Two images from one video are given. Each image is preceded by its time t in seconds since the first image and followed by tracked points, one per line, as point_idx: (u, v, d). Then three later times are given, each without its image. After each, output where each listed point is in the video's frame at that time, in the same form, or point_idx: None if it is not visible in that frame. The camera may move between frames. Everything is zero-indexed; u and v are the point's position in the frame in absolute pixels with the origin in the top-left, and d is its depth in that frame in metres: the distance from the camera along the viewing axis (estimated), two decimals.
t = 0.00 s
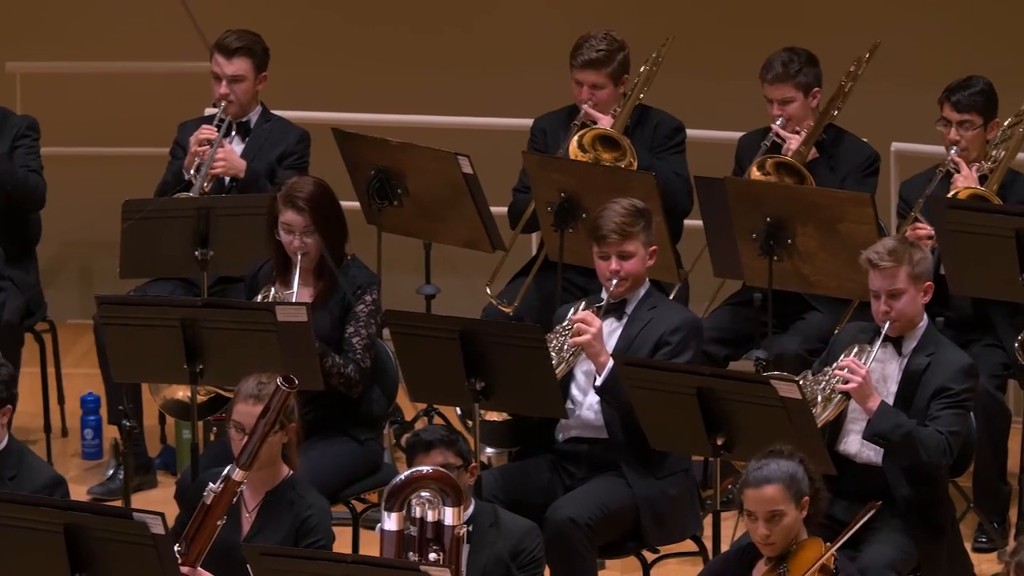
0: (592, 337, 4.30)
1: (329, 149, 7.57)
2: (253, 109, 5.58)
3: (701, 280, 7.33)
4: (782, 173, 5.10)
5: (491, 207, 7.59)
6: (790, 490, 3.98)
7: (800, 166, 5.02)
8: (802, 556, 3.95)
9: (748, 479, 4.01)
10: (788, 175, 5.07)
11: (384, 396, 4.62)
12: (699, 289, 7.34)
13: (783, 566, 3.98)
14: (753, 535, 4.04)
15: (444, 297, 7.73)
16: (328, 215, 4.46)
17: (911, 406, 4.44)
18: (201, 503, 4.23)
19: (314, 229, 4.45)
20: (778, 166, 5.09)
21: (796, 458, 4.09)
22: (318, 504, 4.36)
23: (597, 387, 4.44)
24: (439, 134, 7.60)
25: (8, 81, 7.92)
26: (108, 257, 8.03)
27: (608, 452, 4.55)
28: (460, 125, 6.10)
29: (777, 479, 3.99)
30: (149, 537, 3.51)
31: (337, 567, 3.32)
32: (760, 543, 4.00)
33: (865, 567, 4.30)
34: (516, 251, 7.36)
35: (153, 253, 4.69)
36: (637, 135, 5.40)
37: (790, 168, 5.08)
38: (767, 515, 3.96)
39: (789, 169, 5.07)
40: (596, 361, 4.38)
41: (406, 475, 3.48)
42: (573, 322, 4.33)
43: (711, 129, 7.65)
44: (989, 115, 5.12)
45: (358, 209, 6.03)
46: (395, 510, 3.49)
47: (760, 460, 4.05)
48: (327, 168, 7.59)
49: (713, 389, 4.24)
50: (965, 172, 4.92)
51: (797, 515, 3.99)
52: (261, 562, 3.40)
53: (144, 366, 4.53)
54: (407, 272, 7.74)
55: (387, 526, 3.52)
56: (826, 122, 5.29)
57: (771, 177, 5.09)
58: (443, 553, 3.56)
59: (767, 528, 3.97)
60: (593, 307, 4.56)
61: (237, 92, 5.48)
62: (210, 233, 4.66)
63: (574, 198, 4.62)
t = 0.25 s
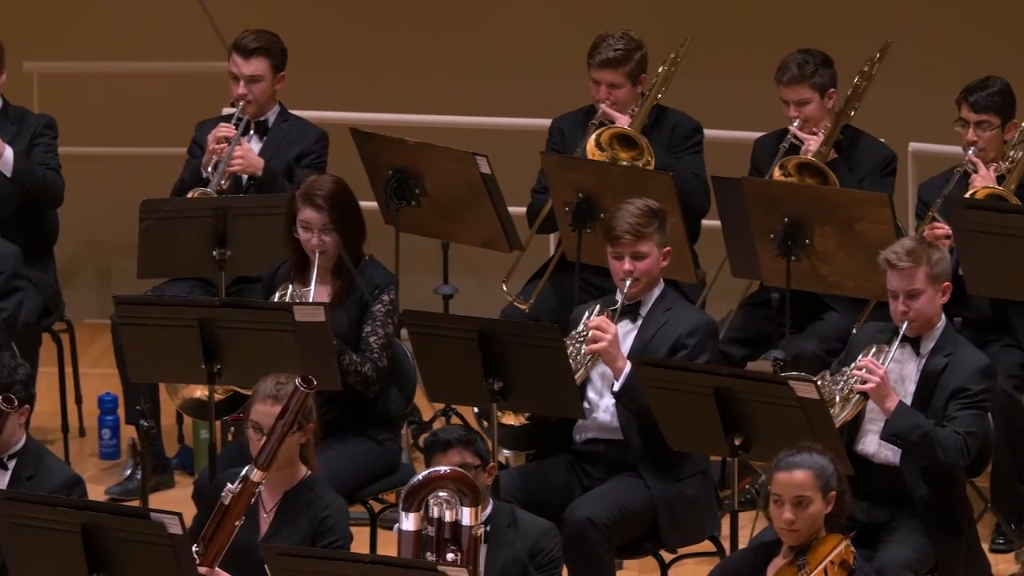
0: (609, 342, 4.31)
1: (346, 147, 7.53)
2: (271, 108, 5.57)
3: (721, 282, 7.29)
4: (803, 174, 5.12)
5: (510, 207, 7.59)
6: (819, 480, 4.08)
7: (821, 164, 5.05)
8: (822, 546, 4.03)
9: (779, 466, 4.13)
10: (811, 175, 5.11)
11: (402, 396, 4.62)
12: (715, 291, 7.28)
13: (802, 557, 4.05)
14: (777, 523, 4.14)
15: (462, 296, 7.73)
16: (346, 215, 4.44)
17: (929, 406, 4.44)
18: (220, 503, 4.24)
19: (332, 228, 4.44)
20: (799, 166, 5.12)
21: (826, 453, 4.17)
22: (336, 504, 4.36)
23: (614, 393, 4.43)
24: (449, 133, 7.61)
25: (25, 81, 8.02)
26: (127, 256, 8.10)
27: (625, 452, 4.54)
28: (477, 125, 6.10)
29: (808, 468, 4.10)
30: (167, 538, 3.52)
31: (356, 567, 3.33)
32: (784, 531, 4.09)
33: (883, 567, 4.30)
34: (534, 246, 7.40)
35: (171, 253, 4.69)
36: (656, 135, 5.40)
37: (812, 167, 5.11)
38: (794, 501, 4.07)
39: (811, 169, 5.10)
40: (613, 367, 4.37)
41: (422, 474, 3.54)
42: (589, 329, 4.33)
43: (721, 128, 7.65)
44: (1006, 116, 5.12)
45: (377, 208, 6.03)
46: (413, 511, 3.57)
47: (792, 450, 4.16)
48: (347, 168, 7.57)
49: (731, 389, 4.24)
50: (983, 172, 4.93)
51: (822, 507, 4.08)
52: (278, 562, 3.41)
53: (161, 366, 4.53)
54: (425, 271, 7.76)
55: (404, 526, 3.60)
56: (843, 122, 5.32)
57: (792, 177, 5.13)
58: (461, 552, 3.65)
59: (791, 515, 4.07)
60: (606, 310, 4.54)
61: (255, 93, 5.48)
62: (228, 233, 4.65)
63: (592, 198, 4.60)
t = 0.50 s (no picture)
0: (621, 342, 4.33)
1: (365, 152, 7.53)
2: (289, 108, 5.56)
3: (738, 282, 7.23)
4: (821, 169, 5.13)
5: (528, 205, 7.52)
6: (838, 480, 4.09)
7: (839, 159, 5.06)
8: (841, 546, 4.05)
9: (797, 466, 4.13)
10: (828, 170, 5.12)
11: (420, 395, 4.62)
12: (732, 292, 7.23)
13: (821, 556, 4.06)
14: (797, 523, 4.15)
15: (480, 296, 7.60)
16: (367, 213, 4.46)
17: (948, 405, 4.44)
18: (241, 501, 4.26)
19: (351, 226, 4.46)
20: (817, 161, 5.13)
21: (842, 451, 4.17)
22: (354, 504, 4.35)
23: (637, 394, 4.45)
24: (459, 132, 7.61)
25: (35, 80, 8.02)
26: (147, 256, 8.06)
27: (642, 452, 4.54)
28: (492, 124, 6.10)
29: (826, 468, 4.10)
30: (184, 537, 3.58)
31: (376, 567, 3.33)
32: (802, 531, 4.10)
33: (901, 566, 4.31)
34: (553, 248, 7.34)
35: (189, 252, 4.69)
36: (674, 134, 5.41)
37: (829, 163, 5.12)
38: (813, 501, 4.08)
39: (829, 164, 5.12)
40: (631, 367, 4.38)
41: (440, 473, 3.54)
42: (602, 330, 4.36)
43: (732, 128, 7.64)
44: None
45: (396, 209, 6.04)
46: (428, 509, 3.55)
47: (810, 449, 4.16)
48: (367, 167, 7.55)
49: (750, 388, 4.24)
50: (1001, 172, 4.94)
51: (841, 506, 4.09)
52: (298, 562, 3.41)
53: (179, 365, 4.53)
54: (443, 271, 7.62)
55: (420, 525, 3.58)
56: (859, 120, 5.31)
57: (810, 173, 5.14)
58: (477, 551, 3.61)
59: (810, 516, 4.08)
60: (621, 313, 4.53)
61: (274, 92, 5.47)
62: (247, 233, 4.66)
63: (611, 198, 4.60)
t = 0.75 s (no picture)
0: (642, 349, 4.30)
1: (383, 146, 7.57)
2: (308, 107, 5.56)
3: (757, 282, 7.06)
4: (832, 164, 5.15)
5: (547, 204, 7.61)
6: (859, 481, 4.07)
7: (853, 153, 5.09)
8: (862, 546, 4.03)
9: (818, 465, 4.11)
10: (840, 164, 5.14)
11: (439, 395, 4.61)
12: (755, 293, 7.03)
13: (842, 557, 4.05)
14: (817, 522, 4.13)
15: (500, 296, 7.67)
16: (387, 212, 4.48)
17: (966, 405, 4.45)
18: (258, 500, 4.25)
19: (371, 224, 4.47)
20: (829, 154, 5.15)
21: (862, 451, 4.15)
22: (372, 504, 4.35)
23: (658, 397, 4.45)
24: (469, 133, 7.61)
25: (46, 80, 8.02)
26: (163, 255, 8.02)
27: (661, 453, 4.54)
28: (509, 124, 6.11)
29: (848, 468, 4.09)
30: (203, 537, 3.58)
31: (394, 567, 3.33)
32: (823, 530, 4.08)
33: (920, 566, 4.31)
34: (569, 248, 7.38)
35: (208, 252, 4.70)
36: (693, 133, 5.41)
37: (842, 157, 5.14)
38: (834, 501, 4.06)
39: (840, 158, 5.14)
40: (649, 373, 4.37)
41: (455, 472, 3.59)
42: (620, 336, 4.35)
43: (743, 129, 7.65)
44: None
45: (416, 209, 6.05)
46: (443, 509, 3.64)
47: (831, 449, 4.15)
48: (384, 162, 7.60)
49: (769, 388, 4.24)
50: (1019, 172, 4.95)
51: (862, 506, 4.07)
52: (315, 562, 3.41)
53: (198, 364, 4.54)
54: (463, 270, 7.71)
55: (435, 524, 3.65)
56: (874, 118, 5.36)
57: (821, 166, 5.16)
58: (492, 549, 3.67)
59: (831, 515, 4.06)
60: (639, 314, 4.52)
61: (294, 91, 5.47)
62: (266, 232, 4.66)
63: (630, 198, 4.60)
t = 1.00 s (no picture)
0: (667, 355, 4.30)
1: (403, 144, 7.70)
2: (328, 105, 5.56)
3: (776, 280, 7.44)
4: (845, 155, 5.20)
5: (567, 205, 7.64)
6: (878, 480, 4.02)
7: (866, 145, 5.13)
8: (882, 546, 3.97)
9: (838, 465, 4.07)
10: (854, 156, 5.18)
11: (458, 394, 4.61)
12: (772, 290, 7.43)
13: (862, 556, 3.99)
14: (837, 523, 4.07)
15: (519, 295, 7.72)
16: (408, 212, 4.51)
17: (983, 405, 4.44)
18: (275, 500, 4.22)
19: (391, 223, 4.49)
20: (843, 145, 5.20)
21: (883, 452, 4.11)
22: (391, 503, 4.34)
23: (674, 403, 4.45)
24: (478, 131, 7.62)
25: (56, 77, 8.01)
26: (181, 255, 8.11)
27: (680, 451, 4.56)
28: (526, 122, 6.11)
29: (868, 468, 4.04)
30: (222, 535, 3.58)
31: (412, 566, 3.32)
32: (843, 529, 4.03)
33: (939, 565, 4.31)
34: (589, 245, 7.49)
35: (226, 251, 4.71)
36: (712, 131, 5.42)
37: (856, 150, 5.19)
38: (854, 500, 4.01)
39: (853, 149, 5.19)
40: (671, 378, 4.39)
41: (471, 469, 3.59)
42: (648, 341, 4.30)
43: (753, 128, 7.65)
44: None
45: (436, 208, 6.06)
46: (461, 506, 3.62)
47: (852, 449, 4.10)
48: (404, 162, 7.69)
49: (787, 387, 4.25)
50: None
51: (882, 506, 4.02)
52: (333, 559, 3.41)
53: (216, 363, 4.54)
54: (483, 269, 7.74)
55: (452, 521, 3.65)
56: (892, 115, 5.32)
57: (834, 157, 5.22)
58: (510, 547, 3.67)
59: (851, 514, 4.00)
60: (659, 314, 4.55)
61: (313, 89, 5.47)
62: (285, 231, 4.67)
63: (649, 197, 4.61)
